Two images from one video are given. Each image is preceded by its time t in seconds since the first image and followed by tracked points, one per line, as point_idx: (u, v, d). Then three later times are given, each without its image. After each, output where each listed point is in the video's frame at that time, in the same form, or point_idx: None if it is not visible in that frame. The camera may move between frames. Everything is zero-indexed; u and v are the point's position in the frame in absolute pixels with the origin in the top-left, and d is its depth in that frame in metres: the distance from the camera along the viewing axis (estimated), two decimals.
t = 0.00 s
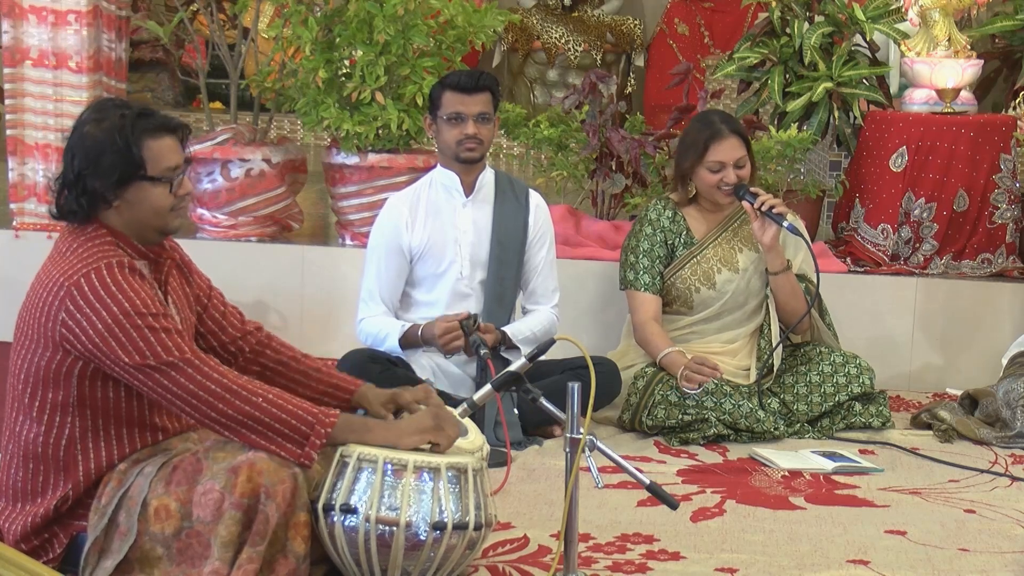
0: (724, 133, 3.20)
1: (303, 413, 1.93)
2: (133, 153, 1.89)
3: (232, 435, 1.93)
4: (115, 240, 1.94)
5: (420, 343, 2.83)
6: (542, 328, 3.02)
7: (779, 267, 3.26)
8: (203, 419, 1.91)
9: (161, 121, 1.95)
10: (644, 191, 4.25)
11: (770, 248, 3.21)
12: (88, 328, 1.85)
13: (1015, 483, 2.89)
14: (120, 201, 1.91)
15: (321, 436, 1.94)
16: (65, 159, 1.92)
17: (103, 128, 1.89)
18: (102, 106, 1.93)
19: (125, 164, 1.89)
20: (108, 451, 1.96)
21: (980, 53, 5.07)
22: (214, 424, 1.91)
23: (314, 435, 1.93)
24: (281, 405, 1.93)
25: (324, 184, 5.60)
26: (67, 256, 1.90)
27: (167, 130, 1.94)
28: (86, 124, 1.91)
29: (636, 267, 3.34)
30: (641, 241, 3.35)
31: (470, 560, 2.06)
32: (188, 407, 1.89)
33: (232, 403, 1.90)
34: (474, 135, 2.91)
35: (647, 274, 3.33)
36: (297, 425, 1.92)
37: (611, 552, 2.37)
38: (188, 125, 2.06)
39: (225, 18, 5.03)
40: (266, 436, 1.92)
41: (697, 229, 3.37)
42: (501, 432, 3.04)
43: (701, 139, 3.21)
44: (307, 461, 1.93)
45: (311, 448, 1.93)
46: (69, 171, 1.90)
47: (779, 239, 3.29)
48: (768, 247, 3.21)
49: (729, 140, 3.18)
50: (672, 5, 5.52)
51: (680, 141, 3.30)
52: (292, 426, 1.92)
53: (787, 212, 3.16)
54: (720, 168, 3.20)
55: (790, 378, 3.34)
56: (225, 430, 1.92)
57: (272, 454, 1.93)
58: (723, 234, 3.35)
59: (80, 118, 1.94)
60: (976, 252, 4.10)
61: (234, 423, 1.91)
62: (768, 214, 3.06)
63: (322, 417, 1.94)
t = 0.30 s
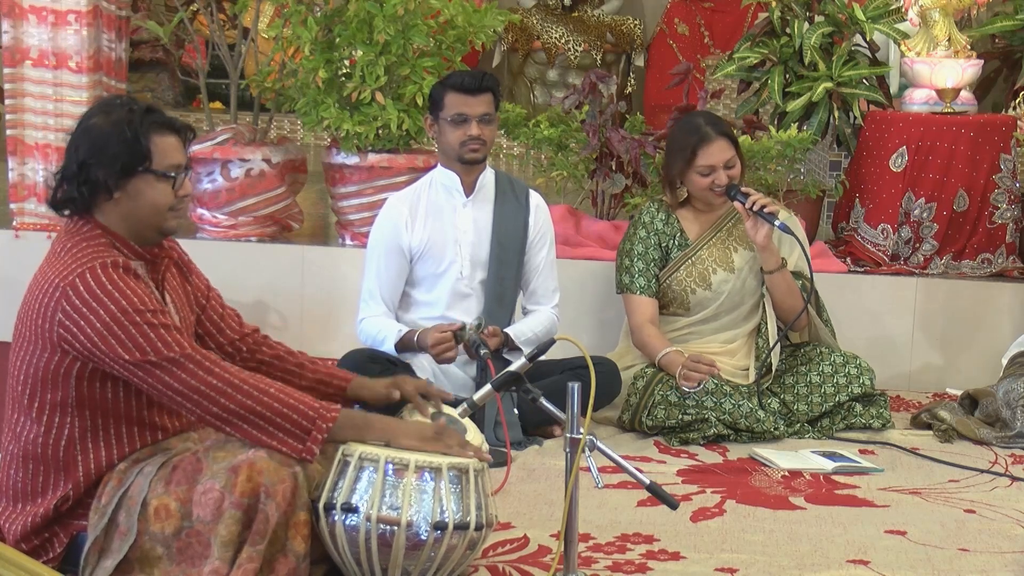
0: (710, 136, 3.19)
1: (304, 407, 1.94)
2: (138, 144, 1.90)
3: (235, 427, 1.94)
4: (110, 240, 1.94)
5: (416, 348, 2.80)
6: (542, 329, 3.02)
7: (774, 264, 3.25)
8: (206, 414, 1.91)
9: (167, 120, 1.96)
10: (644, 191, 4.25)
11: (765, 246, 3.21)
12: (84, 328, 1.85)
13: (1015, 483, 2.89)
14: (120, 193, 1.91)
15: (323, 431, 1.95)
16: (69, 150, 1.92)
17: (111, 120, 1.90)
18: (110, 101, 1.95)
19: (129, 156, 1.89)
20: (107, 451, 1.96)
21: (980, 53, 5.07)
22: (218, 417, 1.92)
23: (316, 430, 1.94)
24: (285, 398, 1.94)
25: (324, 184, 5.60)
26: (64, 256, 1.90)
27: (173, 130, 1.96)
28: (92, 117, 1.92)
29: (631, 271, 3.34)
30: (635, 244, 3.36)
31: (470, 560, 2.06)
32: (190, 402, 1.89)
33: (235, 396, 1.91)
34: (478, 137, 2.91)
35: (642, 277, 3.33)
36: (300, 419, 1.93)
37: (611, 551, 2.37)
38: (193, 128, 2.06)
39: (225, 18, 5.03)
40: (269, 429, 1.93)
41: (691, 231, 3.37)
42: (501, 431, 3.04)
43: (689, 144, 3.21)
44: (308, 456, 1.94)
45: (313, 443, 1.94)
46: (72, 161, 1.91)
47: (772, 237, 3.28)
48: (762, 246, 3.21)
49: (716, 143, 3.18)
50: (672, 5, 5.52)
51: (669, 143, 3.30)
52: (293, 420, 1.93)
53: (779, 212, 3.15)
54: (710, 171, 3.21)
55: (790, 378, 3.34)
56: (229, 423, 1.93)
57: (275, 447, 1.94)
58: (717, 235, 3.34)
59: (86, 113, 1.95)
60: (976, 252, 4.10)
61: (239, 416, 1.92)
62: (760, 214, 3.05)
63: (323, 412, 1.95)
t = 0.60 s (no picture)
0: (703, 137, 3.19)
1: (300, 413, 1.93)
2: (130, 151, 1.89)
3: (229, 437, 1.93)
4: (111, 241, 1.94)
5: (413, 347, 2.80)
6: (546, 329, 3.03)
7: (771, 264, 3.24)
8: (201, 423, 1.91)
9: (159, 121, 1.95)
10: (644, 191, 4.25)
11: (760, 247, 3.19)
12: (86, 331, 1.85)
13: (1015, 483, 2.89)
14: (115, 200, 1.91)
15: (320, 435, 1.94)
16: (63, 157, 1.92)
17: (101, 127, 1.90)
18: (101, 106, 1.93)
19: (122, 164, 1.89)
20: (107, 452, 1.96)
21: (980, 53, 5.07)
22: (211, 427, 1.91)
23: (313, 434, 1.94)
24: (279, 405, 1.93)
25: (324, 184, 5.60)
26: (65, 258, 1.90)
27: (165, 132, 1.95)
28: (84, 123, 1.91)
29: (628, 273, 3.35)
30: (632, 246, 3.36)
31: (470, 560, 2.06)
32: (186, 411, 1.89)
33: (231, 404, 1.90)
34: (490, 137, 2.91)
35: (639, 278, 3.33)
36: (295, 425, 1.93)
37: (611, 551, 2.37)
38: (187, 127, 2.06)
39: (225, 18, 5.03)
40: (264, 437, 1.93)
41: (688, 231, 3.36)
42: (501, 431, 3.04)
43: (681, 145, 3.21)
44: (307, 461, 1.94)
45: (310, 448, 1.94)
46: (66, 169, 1.91)
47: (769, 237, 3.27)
48: (757, 246, 3.19)
49: (709, 143, 3.18)
50: (672, 5, 5.52)
51: (663, 142, 3.29)
52: (291, 426, 1.93)
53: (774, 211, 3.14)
54: (703, 172, 3.21)
55: (790, 378, 3.34)
56: (223, 433, 1.92)
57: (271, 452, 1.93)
58: (714, 235, 3.34)
59: (78, 117, 1.95)
60: (976, 252, 4.10)
61: (232, 424, 1.91)
62: (754, 214, 3.06)
63: (320, 417, 1.95)
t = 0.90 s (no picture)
0: (706, 136, 3.19)
1: (300, 413, 1.93)
2: (123, 145, 1.90)
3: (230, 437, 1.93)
4: (112, 239, 1.94)
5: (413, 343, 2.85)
6: (546, 328, 3.03)
7: (773, 264, 3.24)
8: (201, 424, 1.91)
9: (150, 115, 1.95)
10: (644, 191, 4.25)
11: (763, 246, 3.19)
12: (87, 331, 1.85)
13: (1015, 483, 2.89)
14: (113, 197, 1.91)
15: (319, 435, 1.93)
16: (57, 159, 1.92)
17: (93, 125, 1.90)
18: (90, 105, 1.93)
19: (117, 159, 1.89)
20: (108, 452, 1.96)
21: (980, 53, 5.07)
22: (212, 428, 1.91)
23: (313, 434, 1.93)
24: (279, 406, 1.92)
25: (324, 184, 5.60)
26: (66, 258, 1.90)
27: (156, 124, 1.95)
28: (75, 123, 1.91)
29: (630, 271, 3.34)
30: (634, 245, 3.36)
31: (470, 560, 2.06)
32: (186, 411, 1.89)
33: (231, 406, 1.90)
34: (493, 138, 2.91)
35: (641, 277, 3.33)
36: (295, 426, 1.92)
37: (611, 552, 2.37)
38: (178, 120, 2.06)
39: (225, 18, 5.03)
40: (264, 437, 1.92)
41: (689, 231, 3.37)
42: (501, 431, 3.03)
43: (685, 144, 3.22)
44: (305, 461, 1.94)
45: (310, 448, 1.93)
46: (61, 170, 1.91)
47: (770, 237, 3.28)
48: (760, 246, 3.20)
49: (711, 142, 3.19)
50: (672, 5, 5.52)
51: (665, 143, 3.30)
52: (290, 427, 1.92)
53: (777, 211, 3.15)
54: (706, 171, 3.21)
55: (790, 378, 3.34)
56: (223, 433, 1.92)
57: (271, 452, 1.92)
58: (716, 235, 3.34)
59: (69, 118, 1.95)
60: (976, 251, 4.10)
61: (233, 425, 1.91)
62: (758, 214, 3.04)
63: (320, 417, 1.94)
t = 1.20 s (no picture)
0: (716, 134, 3.19)
1: (295, 412, 1.93)
2: (131, 147, 1.90)
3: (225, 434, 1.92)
4: (110, 238, 1.94)
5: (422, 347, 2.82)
6: (542, 329, 3.03)
7: (777, 265, 3.26)
8: (196, 420, 1.90)
9: (158, 118, 1.95)
10: (643, 191, 4.25)
11: (768, 247, 3.21)
12: (83, 325, 1.85)
13: (1015, 483, 2.89)
14: (116, 197, 1.91)
15: (315, 434, 1.93)
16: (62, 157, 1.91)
17: (102, 124, 1.90)
18: (100, 104, 1.93)
19: (124, 161, 1.89)
20: (107, 452, 1.96)
21: (980, 53, 5.07)
22: (207, 424, 1.90)
23: (308, 433, 1.93)
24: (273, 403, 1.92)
25: (324, 184, 5.60)
26: (64, 255, 1.90)
27: (164, 128, 1.95)
28: (83, 121, 1.91)
29: (634, 268, 3.34)
30: (639, 242, 3.35)
31: (470, 560, 2.06)
32: (181, 407, 1.88)
33: (227, 402, 1.89)
34: (499, 137, 2.91)
35: (645, 275, 3.33)
36: (291, 424, 1.92)
37: (611, 551, 2.37)
38: (184, 124, 2.06)
39: (225, 18, 5.04)
40: (259, 436, 1.92)
41: (694, 230, 3.37)
42: (501, 431, 3.04)
43: (693, 142, 3.20)
44: (302, 459, 1.93)
45: (305, 446, 1.93)
46: (67, 168, 1.90)
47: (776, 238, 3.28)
48: (765, 246, 3.21)
49: (722, 141, 3.18)
50: (672, 5, 5.52)
51: (673, 141, 3.30)
52: (285, 424, 1.92)
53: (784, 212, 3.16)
54: (715, 169, 3.20)
55: (790, 378, 3.33)
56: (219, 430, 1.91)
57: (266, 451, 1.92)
58: (720, 234, 3.34)
59: (77, 116, 1.95)
60: (976, 252, 4.10)
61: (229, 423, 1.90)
62: (764, 215, 3.06)
63: (315, 414, 1.93)
